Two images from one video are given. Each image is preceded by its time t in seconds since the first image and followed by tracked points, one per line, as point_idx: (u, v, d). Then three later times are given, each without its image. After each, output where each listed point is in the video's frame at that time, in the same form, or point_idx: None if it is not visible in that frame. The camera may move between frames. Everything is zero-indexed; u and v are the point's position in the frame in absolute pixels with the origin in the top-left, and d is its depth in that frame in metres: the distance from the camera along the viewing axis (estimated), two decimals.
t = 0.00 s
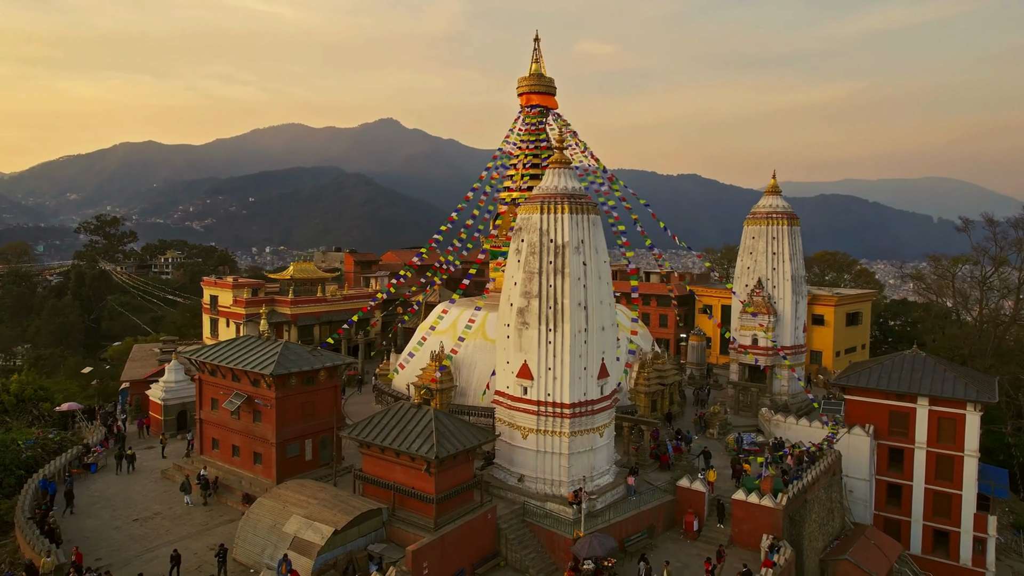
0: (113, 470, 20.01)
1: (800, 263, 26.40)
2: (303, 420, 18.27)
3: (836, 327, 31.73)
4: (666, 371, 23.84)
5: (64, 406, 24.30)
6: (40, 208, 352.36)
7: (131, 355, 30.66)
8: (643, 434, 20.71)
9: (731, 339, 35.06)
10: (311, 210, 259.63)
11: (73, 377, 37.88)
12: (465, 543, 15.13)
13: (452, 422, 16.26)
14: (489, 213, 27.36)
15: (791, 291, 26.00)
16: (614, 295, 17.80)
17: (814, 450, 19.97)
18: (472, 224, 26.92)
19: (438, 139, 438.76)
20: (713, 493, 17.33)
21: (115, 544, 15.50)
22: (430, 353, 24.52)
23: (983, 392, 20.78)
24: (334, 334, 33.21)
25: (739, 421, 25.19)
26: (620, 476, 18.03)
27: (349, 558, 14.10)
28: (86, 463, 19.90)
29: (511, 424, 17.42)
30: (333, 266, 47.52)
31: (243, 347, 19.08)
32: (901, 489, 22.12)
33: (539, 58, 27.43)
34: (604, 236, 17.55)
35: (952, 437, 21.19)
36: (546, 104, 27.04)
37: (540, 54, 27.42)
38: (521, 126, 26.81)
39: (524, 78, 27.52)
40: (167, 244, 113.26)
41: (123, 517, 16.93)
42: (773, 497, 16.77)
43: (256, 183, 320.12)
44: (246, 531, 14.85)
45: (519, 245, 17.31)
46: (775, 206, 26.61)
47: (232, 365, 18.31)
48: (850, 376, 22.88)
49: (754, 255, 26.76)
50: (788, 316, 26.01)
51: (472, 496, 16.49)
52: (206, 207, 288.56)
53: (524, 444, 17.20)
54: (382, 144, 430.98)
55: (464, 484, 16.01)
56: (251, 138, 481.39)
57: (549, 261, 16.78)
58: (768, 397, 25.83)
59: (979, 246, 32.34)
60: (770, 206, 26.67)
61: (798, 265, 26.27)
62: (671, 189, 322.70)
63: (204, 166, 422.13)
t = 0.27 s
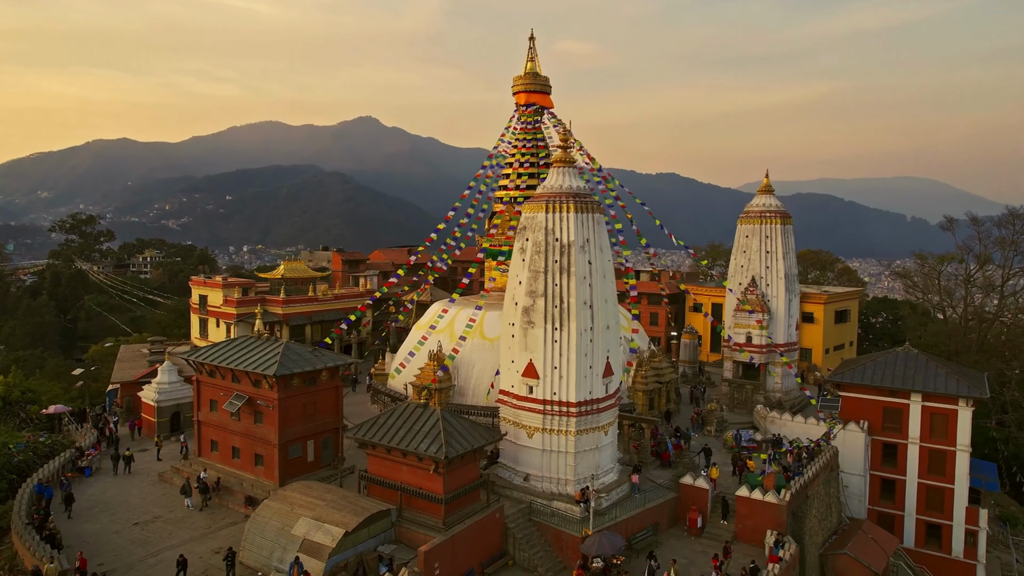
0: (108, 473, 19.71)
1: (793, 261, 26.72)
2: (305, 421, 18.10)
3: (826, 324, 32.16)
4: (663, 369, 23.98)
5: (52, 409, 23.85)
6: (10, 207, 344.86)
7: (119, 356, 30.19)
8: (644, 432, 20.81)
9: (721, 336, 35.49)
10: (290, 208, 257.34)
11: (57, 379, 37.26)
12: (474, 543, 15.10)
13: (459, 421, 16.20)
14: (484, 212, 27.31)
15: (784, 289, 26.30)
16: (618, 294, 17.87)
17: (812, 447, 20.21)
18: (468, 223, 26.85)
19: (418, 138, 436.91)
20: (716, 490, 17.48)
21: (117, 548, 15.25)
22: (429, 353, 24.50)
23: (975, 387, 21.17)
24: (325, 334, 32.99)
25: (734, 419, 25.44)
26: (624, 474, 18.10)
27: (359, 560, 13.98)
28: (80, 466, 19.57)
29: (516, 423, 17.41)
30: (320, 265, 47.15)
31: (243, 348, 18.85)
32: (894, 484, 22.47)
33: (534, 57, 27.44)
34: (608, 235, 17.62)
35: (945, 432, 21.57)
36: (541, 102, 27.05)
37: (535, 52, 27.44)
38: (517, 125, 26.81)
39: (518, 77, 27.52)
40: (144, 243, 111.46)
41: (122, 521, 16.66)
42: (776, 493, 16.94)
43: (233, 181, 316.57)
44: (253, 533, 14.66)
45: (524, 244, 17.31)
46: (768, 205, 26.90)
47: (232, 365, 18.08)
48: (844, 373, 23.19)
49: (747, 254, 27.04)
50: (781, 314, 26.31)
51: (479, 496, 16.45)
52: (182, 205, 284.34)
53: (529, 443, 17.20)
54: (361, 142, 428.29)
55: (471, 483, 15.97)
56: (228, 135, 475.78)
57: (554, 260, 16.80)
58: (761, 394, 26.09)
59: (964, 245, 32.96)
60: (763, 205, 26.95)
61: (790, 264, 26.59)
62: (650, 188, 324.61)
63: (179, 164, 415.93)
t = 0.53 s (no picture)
0: (103, 477, 19.38)
1: (786, 260, 27.02)
2: (307, 422, 17.92)
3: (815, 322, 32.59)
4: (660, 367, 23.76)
5: (41, 412, 23.37)
6: None
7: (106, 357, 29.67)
8: (644, 430, 20.90)
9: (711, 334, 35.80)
10: (269, 206, 254.75)
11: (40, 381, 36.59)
12: (484, 543, 15.08)
13: (465, 422, 16.13)
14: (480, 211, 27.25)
15: (778, 287, 26.59)
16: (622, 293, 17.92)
17: (810, 444, 20.45)
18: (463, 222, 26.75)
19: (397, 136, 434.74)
20: (719, 488, 17.61)
21: (120, 554, 15.01)
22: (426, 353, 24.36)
23: (966, 383, 21.55)
24: (317, 334, 32.74)
25: (729, 416, 25.68)
26: (627, 472, 18.18)
27: (370, 561, 13.91)
28: (74, 470, 19.21)
29: (521, 422, 17.40)
30: (307, 265, 46.74)
31: (243, 349, 18.60)
32: (888, 479, 22.82)
33: (529, 56, 27.45)
34: (612, 234, 17.67)
35: (937, 428, 21.95)
36: (537, 101, 27.05)
37: (530, 51, 27.45)
38: (512, 124, 26.80)
39: (514, 76, 27.51)
40: (121, 242, 109.58)
41: (123, 526, 16.41)
42: (779, 489, 17.11)
43: (211, 179, 312.61)
44: (260, 536, 14.50)
45: (529, 243, 17.31)
46: (761, 205, 27.19)
47: (232, 366, 17.82)
48: (838, 371, 23.49)
49: (741, 253, 27.30)
50: (775, 312, 26.59)
51: (485, 496, 16.42)
52: (158, 203, 279.94)
53: (535, 443, 17.20)
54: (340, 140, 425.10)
55: (478, 484, 15.92)
56: (204, 133, 469.52)
57: (560, 259, 16.81)
58: (756, 392, 26.34)
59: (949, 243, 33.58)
60: (756, 204, 27.24)
61: (784, 262, 26.89)
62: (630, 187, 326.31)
63: (154, 162, 409.48)
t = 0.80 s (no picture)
0: (101, 480, 19.04)
1: (780, 259, 27.32)
2: (312, 423, 17.75)
3: (806, 320, 33.01)
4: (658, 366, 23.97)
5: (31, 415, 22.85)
6: None
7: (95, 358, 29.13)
8: (646, 428, 21.00)
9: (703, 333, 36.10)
10: (247, 205, 251.81)
11: (22, 383, 35.83)
12: (496, 543, 15.06)
13: (475, 422, 16.08)
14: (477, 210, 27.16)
15: (772, 286, 26.87)
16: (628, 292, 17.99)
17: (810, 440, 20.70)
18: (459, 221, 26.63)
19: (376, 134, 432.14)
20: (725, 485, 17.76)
21: (126, 559, 14.76)
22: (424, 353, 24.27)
23: (960, 380, 21.97)
24: (310, 334, 32.46)
25: (726, 413, 25.90)
26: (633, 470, 18.26)
27: (384, 563, 13.84)
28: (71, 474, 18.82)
29: (529, 421, 17.41)
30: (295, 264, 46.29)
31: (245, 350, 18.37)
32: (883, 474, 23.17)
33: (525, 55, 27.42)
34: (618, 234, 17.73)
35: (931, 423, 22.36)
36: (534, 100, 27.03)
37: (526, 50, 27.43)
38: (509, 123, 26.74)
39: (510, 74, 27.46)
40: (97, 241, 107.57)
41: (126, 530, 16.13)
42: (784, 486, 17.30)
43: (187, 177, 308.11)
44: (271, 539, 14.33)
45: (537, 243, 17.31)
46: (755, 204, 27.47)
47: (235, 368, 17.59)
48: (835, 368, 23.80)
49: (736, 252, 27.52)
50: (770, 311, 26.86)
51: (495, 496, 16.38)
52: (133, 201, 275.31)
53: (543, 442, 17.22)
54: (319, 138, 421.56)
55: (488, 483, 15.89)
56: (180, 130, 462.76)
57: (568, 258, 16.83)
58: (751, 389, 26.58)
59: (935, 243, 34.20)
60: (751, 203, 27.52)
61: (778, 261, 27.18)
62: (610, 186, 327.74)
63: (128, 159, 402.57)
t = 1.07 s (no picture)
0: (103, 484, 18.78)
1: (778, 258, 27.50)
2: (320, 424, 17.64)
3: (802, 318, 33.27)
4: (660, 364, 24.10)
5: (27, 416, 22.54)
6: None
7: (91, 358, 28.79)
8: (651, 427, 21.09)
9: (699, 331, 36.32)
10: (233, 203, 249.93)
11: (13, 385, 35.34)
12: (509, 543, 15.06)
13: (487, 422, 16.05)
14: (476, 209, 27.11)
15: (772, 285, 27.05)
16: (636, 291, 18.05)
17: (813, 439, 20.86)
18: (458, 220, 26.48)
19: (363, 133, 430.29)
20: (731, 482, 17.87)
21: (136, 562, 14.62)
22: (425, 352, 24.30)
23: (958, 377, 22.26)
24: (308, 334, 32.30)
25: (727, 412, 26.05)
26: (641, 469, 18.33)
27: (399, 563, 13.82)
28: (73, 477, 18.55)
29: (538, 421, 17.43)
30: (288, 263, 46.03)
31: (252, 351, 18.22)
32: (883, 471, 23.41)
33: (525, 54, 27.38)
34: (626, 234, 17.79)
35: (930, 420, 22.63)
36: (534, 100, 27.00)
37: (526, 50, 27.40)
38: (510, 122, 26.67)
39: (510, 74, 27.41)
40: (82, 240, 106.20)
41: (134, 533, 15.98)
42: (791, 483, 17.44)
43: (171, 176, 305.04)
44: (283, 541, 14.22)
45: (546, 243, 17.33)
46: (754, 204, 27.65)
47: (243, 369, 17.43)
48: (836, 366, 23.97)
49: (736, 251, 27.66)
50: (769, 310, 27.04)
51: (505, 495, 16.37)
52: (116, 200, 272.13)
53: (552, 441, 17.24)
54: (305, 136, 419.11)
55: (500, 483, 15.88)
56: (164, 128, 458.53)
57: (577, 258, 16.86)
58: (751, 387, 26.73)
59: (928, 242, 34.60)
60: (750, 203, 27.70)
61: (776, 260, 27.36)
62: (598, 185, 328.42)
63: (111, 158, 397.83)
